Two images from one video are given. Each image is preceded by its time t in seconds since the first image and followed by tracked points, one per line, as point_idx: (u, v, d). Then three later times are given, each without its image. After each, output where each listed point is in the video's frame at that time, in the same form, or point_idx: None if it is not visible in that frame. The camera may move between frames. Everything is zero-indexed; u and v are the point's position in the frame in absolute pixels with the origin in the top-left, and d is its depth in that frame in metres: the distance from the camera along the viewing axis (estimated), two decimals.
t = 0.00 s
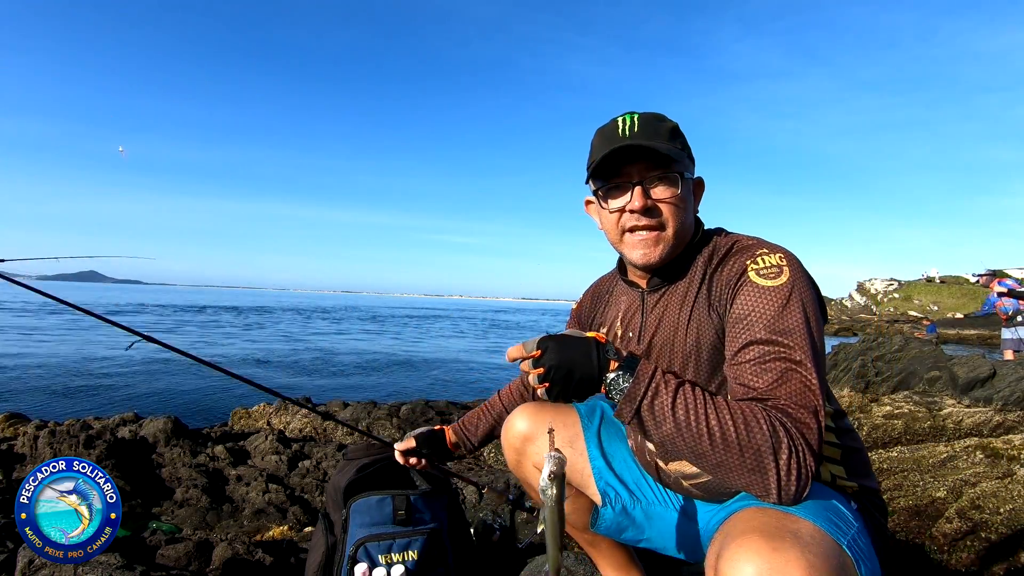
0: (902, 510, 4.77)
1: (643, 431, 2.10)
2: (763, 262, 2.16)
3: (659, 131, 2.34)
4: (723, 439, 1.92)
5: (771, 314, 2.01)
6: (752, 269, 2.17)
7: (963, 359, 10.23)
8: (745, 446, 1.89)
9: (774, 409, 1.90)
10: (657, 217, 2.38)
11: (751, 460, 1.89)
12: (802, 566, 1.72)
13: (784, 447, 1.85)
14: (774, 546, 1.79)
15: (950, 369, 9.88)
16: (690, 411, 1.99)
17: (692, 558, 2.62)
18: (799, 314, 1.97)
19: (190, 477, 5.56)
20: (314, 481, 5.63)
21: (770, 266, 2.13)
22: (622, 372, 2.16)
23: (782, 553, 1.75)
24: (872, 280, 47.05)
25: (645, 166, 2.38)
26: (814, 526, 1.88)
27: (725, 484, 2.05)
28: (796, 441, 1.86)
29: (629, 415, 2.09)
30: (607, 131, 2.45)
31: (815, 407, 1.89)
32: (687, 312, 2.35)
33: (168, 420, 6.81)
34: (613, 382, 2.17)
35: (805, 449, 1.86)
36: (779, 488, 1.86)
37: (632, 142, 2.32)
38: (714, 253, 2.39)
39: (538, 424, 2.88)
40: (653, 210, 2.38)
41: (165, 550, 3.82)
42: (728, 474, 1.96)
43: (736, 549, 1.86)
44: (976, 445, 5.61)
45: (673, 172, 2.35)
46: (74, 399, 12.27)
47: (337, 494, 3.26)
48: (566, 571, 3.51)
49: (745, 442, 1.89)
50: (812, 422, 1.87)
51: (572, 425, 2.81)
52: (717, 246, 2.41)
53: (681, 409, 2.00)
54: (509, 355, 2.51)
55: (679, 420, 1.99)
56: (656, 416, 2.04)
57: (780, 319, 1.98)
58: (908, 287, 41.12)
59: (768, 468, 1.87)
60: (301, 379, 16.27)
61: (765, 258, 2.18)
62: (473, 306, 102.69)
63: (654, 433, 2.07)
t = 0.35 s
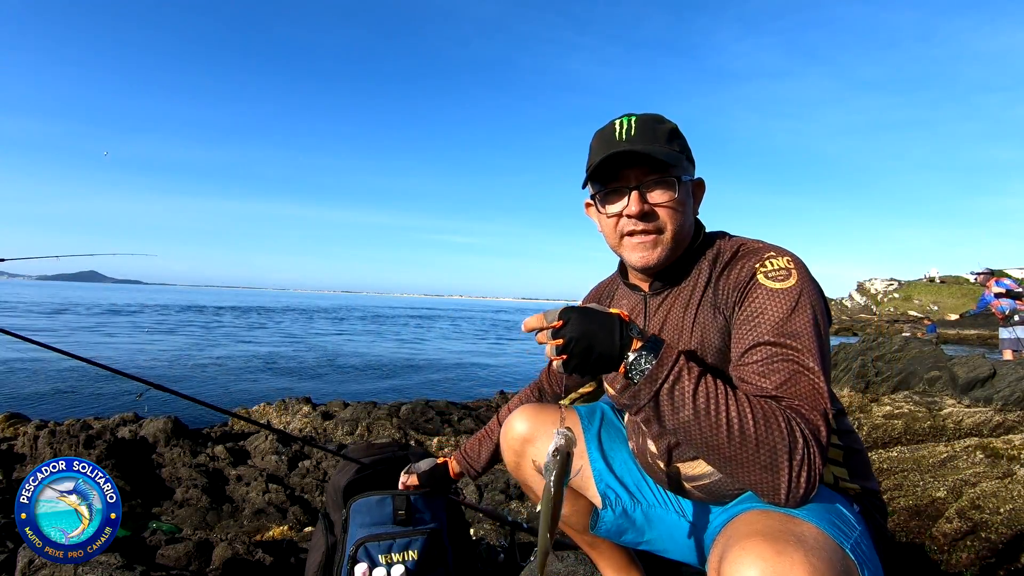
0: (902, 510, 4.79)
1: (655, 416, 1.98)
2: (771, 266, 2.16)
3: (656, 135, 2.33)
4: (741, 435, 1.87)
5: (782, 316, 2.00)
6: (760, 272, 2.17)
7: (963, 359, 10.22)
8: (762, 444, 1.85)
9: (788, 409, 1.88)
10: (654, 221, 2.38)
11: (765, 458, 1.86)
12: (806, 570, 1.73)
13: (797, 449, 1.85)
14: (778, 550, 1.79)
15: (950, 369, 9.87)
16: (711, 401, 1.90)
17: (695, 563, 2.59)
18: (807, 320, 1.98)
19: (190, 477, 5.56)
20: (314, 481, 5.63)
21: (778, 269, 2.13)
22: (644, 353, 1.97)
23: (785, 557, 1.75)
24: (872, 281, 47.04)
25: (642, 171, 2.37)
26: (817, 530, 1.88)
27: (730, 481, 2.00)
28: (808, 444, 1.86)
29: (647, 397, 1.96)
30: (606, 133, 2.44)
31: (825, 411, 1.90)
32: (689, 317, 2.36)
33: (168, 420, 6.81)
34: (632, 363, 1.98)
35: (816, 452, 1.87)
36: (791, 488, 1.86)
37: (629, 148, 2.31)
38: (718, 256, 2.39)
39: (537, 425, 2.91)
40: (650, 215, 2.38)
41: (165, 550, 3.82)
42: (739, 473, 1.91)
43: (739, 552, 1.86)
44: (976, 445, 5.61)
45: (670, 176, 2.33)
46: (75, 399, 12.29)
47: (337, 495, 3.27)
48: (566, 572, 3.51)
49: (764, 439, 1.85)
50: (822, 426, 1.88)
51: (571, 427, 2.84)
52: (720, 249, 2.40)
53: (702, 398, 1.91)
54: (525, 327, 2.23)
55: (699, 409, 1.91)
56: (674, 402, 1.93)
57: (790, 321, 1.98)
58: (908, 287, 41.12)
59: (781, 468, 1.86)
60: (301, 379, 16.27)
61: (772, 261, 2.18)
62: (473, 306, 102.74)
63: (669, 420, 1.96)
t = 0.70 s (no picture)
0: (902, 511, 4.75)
1: (656, 325, 1.77)
2: (767, 249, 2.20)
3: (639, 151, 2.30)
4: (754, 337, 1.72)
5: (782, 278, 2.01)
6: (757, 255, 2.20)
7: (963, 359, 10.22)
8: (777, 348, 1.72)
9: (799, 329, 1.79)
10: (642, 231, 2.34)
11: (780, 363, 1.71)
12: (813, 565, 1.72)
13: (814, 361, 1.73)
14: (784, 545, 1.79)
15: (950, 369, 9.87)
16: (720, 303, 1.75)
17: (694, 565, 2.60)
18: (808, 282, 1.97)
19: (190, 477, 5.56)
20: (313, 481, 5.62)
21: (774, 250, 2.17)
22: (638, 259, 1.86)
23: (793, 553, 1.75)
24: (871, 281, 47.02)
25: (626, 186, 2.31)
26: (823, 526, 1.88)
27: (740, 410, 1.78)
28: (824, 358, 1.75)
29: (649, 297, 1.78)
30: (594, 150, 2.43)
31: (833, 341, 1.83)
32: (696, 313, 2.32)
33: (168, 420, 6.81)
34: (626, 272, 1.87)
35: (832, 368, 1.75)
36: (810, 399, 1.71)
37: (608, 170, 2.30)
38: (723, 254, 2.38)
39: (536, 428, 2.91)
40: (638, 226, 2.33)
41: (165, 550, 3.82)
42: (754, 383, 1.72)
43: (746, 549, 1.85)
44: (976, 445, 5.60)
45: (654, 189, 2.27)
46: (76, 399, 12.30)
47: (337, 494, 3.28)
48: (566, 572, 3.50)
49: (779, 342, 1.72)
50: (835, 348, 1.79)
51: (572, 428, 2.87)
52: (726, 247, 2.38)
53: (710, 299, 1.76)
54: (511, 241, 2.15)
55: (709, 308, 1.74)
56: (681, 301, 1.76)
57: (789, 280, 1.98)
58: (908, 288, 41.11)
59: (799, 376, 1.71)
60: (301, 379, 16.25)
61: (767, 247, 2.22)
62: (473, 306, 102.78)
63: (673, 326, 1.76)
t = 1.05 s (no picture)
0: (902, 510, 4.82)
1: (670, 206, 1.74)
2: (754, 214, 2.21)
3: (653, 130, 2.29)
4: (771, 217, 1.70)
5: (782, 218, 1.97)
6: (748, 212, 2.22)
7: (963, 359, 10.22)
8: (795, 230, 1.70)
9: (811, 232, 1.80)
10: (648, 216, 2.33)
11: (799, 242, 1.69)
12: (817, 565, 1.72)
13: (828, 253, 1.72)
14: (787, 543, 1.79)
15: (950, 369, 9.86)
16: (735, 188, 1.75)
17: (693, 566, 2.60)
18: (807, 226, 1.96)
19: (190, 477, 5.56)
20: (313, 481, 5.62)
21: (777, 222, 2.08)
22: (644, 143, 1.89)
23: (797, 552, 1.75)
24: (871, 280, 47.01)
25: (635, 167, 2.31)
26: (826, 524, 1.88)
27: (756, 298, 1.72)
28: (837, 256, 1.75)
29: (665, 175, 1.76)
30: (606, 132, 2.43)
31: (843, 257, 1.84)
32: (696, 314, 2.30)
33: (167, 420, 6.80)
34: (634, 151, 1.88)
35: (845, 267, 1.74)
36: (832, 277, 1.67)
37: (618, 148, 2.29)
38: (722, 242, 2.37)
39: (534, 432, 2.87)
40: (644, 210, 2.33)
41: (165, 550, 3.82)
42: (773, 263, 1.68)
43: (749, 548, 1.85)
44: (976, 445, 5.60)
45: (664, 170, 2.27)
46: (76, 399, 12.30)
47: (337, 494, 3.28)
48: (566, 571, 3.50)
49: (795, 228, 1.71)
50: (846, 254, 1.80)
51: (572, 430, 2.84)
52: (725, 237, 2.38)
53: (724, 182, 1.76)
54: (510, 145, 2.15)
55: (726, 188, 1.73)
56: (698, 180, 1.73)
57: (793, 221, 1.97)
58: (908, 287, 41.12)
59: (818, 256, 1.69)
60: (301, 379, 16.25)
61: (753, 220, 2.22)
62: (473, 306, 102.81)
63: (688, 206, 1.73)
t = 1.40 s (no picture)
0: (902, 510, 4.83)
1: (678, 162, 1.75)
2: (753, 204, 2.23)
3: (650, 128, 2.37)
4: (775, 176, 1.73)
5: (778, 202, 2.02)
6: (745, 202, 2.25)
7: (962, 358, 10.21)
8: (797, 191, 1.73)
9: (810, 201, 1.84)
10: (648, 210, 2.38)
11: (803, 202, 1.72)
12: (813, 568, 1.72)
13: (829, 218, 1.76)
14: (783, 548, 1.78)
15: (950, 369, 9.85)
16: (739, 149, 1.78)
17: (691, 567, 2.60)
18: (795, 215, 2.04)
19: (189, 477, 5.56)
20: (313, 481, 5.63)
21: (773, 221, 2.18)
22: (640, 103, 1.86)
23: (792, 556, 1.75)
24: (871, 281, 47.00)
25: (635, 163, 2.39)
26: (820, 527, 1.88)
27: (765, 257, 1.73)
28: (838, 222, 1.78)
29: (673, 132, 1.77)
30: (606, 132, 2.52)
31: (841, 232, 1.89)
32: (692, 310, 2.31)
33: (167, 420, 6.80)
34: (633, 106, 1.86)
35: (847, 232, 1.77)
36: (836, 236, 1.70)
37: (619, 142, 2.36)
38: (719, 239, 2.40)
39: (528, 437, 2.90)
40: (643, 204, 2.38)
41: (165, 550, 3.82)
42: (781, 220, 1.69)
43: (744, 552, 1.85)
44: (976, 445, 5.59)
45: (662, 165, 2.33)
46: (76, 399, 12.30)
47: (337, 494, 3.27)
48: (566, 572, 3.50)
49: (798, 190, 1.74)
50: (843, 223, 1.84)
51: (566, 435, 2.87)
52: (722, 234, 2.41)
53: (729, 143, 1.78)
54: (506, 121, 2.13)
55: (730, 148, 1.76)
56: (704, 138, 1.76)
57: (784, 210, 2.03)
58: (908, 287, 41.12)
59: (822, 216, 1.71)
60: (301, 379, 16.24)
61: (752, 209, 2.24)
62: (473, 306, 102.78)
63: (696, 160, 1.74)
